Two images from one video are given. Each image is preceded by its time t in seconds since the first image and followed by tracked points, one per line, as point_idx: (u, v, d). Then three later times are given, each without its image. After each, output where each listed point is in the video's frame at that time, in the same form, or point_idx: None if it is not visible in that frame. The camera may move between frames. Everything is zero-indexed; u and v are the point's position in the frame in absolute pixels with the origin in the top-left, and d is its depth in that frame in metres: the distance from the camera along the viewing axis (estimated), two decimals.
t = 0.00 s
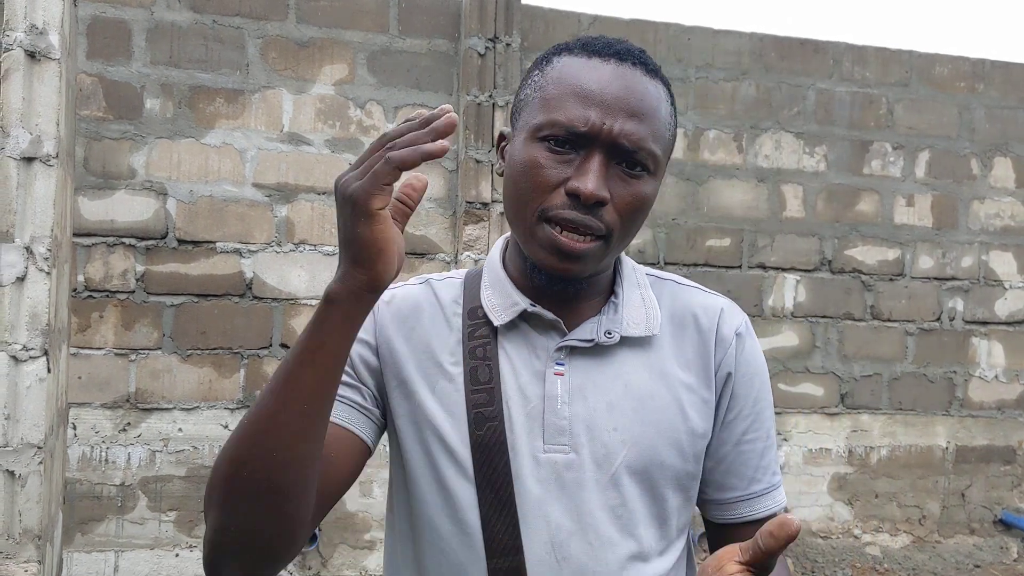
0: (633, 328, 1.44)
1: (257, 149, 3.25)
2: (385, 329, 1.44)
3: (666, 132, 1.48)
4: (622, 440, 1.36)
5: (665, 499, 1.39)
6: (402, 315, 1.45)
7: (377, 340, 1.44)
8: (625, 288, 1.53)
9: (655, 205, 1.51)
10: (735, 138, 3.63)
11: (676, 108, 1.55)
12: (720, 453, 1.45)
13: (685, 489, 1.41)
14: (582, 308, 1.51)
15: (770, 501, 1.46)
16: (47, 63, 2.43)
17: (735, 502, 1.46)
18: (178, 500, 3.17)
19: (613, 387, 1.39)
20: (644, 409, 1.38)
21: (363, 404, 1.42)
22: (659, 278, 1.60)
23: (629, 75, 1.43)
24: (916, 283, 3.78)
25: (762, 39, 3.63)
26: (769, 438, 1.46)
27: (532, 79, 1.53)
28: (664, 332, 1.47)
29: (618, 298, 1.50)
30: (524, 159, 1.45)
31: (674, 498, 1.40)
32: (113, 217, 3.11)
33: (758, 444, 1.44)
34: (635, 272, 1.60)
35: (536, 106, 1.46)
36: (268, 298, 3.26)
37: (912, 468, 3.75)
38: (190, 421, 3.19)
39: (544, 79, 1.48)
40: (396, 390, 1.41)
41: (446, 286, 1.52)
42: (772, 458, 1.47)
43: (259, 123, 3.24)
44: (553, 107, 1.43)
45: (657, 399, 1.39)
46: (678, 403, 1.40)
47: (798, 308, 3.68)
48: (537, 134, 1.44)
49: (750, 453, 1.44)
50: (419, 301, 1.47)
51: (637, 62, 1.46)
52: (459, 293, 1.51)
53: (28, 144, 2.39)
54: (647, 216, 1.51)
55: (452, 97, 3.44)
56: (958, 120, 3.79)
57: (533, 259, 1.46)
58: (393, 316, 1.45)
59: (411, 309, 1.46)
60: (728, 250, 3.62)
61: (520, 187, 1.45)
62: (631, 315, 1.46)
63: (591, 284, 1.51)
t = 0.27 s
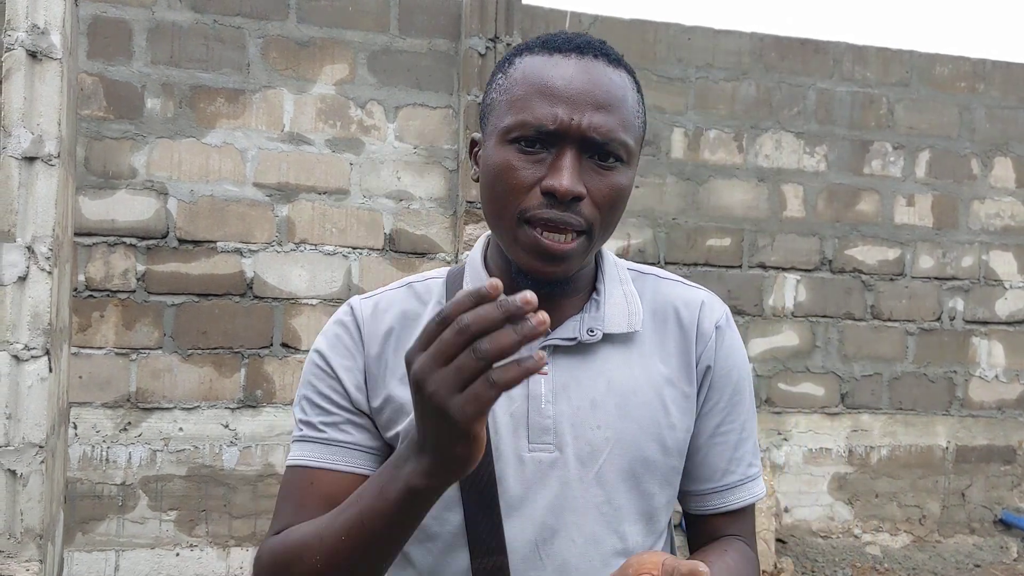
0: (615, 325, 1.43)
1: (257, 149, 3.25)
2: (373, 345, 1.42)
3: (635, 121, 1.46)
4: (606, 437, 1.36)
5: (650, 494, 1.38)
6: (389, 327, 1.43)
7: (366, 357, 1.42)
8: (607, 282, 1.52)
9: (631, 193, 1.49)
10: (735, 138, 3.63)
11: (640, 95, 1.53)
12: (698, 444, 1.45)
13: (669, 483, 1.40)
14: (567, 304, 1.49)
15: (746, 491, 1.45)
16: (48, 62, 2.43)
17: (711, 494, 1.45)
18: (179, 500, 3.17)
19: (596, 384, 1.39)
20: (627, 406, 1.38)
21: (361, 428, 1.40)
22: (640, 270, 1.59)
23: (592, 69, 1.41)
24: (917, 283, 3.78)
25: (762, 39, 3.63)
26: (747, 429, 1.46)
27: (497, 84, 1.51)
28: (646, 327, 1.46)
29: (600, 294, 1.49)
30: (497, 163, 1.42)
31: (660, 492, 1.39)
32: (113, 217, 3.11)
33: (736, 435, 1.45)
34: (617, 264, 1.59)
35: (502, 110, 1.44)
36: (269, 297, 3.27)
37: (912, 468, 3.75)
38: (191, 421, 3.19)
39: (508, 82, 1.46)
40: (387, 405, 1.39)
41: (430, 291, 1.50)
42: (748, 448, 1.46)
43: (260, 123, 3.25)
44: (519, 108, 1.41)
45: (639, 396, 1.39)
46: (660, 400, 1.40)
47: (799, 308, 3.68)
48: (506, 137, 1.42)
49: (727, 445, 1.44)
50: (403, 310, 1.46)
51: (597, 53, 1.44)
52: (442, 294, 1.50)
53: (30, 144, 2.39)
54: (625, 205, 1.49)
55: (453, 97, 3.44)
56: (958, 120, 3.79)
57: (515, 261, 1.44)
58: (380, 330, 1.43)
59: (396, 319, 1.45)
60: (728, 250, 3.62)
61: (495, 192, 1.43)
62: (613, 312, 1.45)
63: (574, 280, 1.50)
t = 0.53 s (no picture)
0: (592, 333, 1.39)
1: (260, 150, 3.26)
2: (354, 362, 1.41)
3: (593, 114, 1.42)
4: (583, 448, 1.34)
5: (629, 500, 1.38)
6: (369, 340, 1.42)
7: (347, 373, 1.42)
8: (585, 286, 1.48)
9: (596, 188, 1.45)
10: (737, 139, 3.63)
11: (603, 89, 1.49)
12: (679, 445, 1.43)
13: (649, 488, 1.39)
14: (542, 312, 1.46)
15: (731, 488, 1.43)
16: (51, 63, 2.43)
17: (693, 491, 1.43)
18: (181, 500, 3.18)
19: (574, 394, 1.36)
20: (605, 415, 1.35)
21: (340, 443, 1.45)
22: (621, 269, 1.56)
23: (539, 64, 1.38)
24: (918, 284, 3.78)
25: (764, 40, 3.63)
26: (729, 425, 1.43)
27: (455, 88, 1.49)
28: (626, 332, 1.43)
29: (578, 299, 1.45)
30: (450, 166, 1.40)
31: (640, 496, 1.38)
32: (116, 218, 3.12)
33: (718, 432, 1.42)
34: (598, 263, 1.55)
35: (455, 112, 1.42)
36: (271, 298, 3.27)
37: (913, 469, 3.76)
38: (193, 421, 3.20)
39: (462, 84, 1.44)
40: (369, 422, 1.40)
41: (410, 298, 1.48)
42: (730, 444, 1.43)
43: (262, 124, 3.25)
44: (470, 110, 1.39)
45: (617, 404, 1.36)
46: (639, 407, 1.37)
47: (800, 309, 3.69)
48: (459, 140, 1.40)
49: (708, 444, 1.42)
50: (384, 320, 1.44)
51: (550, 50, 1.41)
52: (421, 300, 1.48)
53: (33, 145, 2.40)
54: (590, 200, 1.44)
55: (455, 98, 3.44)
56: (960, 122, 3.79)
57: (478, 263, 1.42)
58: (360, 344, 1.42)
59: (376, 330, 1.43)
60: (730, 251, 3.62)
61: (452, 195, 1.41)
62: (591, 318, 1.41)
63: (547, 283, 1.46)
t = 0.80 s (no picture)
0: (565, 328, 1.39)
1: (260, 151, 3.26)
2: (333, 364, 1.41)
3: (557, 113, 1.43)
4: (558, 443, 1.34)
5: (605, 493, 1.37)
6: (347, 343, 1.42)
7: (327, 376, 1.42)
8: (557, 282, 1.47)
9: (563, 186, 1.45)
10: (737, 139, 3.63)
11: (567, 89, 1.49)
12: (655, 440, 1.42)
13: (624, 482, 1.39)
14: (515, 309, 1.46)
15: (707, 481, 1.41)
16: (51, 64, 2.43)
17: (670, 485, 1.42)
18: (181, 501, 3.18)
19: (548, 391, 1.36)
20: (579, 411, 1.35)
21: (322, 446, 1.45)
22: (595, 267, 1.55)
23: (500, 66, 1.39)
24: (918, 285, 3.78)
25: (765, 40, 3.63)
26: (704, 419, 1.42)
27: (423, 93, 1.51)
28: (599, 328, 1.43)
29: (550, 297, 1.44)
30: (419, 169, 1.42)
31: (616, 490, 1.38)
32: (116, 218, 3.12)
33: (692, 425, 1.41)
34: (571, 261, 1.55)
35: (421, 116, 1.44)
36: (271, 298, 3.27)
37: (914, 470, 3.75)
38: (193, 422, 3.20)
39: (427, 89, 1.46)
40: (350, 424, 1.41)
41: (386, 301, 1.48)
42: (705, 437, 1.42)
43: (262, 124, 3.25)
44: (435, 112, 1.40)
45: (592, 400, 1.36)
46: (613, 403, 1.36)
47: (801, 309, 3.68)
48: (425, 142, 1.41)
49: (682, 437, 1.41)
50: (362, 323, 1.45)
51: (511, 51, 1.42)
52: (397, 301, 1.48)
53: (33, 146, 2.40)
54: (557, 198, 1.45)
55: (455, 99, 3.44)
56: (961, 122, 3.79)
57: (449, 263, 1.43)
58: (339, 347, 1.42)
59: (355, 334, 1.43)
60: (731, 251, 3.62)
61: (421, 197, 1.42)
62: (563, 314, 1.41)
63: (518, 282, 1.46)
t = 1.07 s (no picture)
0: (542, 318, 1.40)
1: (260, 150, 3.26)
2: (323, 371, 1.43)
3: (522, 105, 1.46)
4: (544, 433, 1.33)
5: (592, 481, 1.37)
6: (336, 350, 1.44)
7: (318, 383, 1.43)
8: (532, 276, 1.48)
9: (535, 177, 1.48)
10: (737, 139, 3.63)
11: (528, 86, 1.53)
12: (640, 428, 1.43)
13: (610, 471, 1.39)
14: (497, 302, 1.47)
15: (695, 464, 1.42)
16: (51, 63, 2.43)
17: (659, 471, 1.42)
18: (181, 500, 3.18)
19: (532, 382, 1.36)
20: (564, 401, 1.35)
21: (317, 451, 1.46)
22: (572, 261, 1.55)
23: (463, 64, 1.43)
24: (919, 284, 3.78)
25: (765, 40, 3.63)
26: (688, 404, 1.43)
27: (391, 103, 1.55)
28: (580, 318, 1.43)
29: (527, 290, 1.45)
30: (395, 171, 1.44)
31: (602, 480, 1.38)
32: (116, 217, 3.12)
33: (678, 411, 1.41)
34: (548, 258, 1.55)
35: (392, 121, 1.47)
36: (271, 298, 3.27)
37: (914, 470, 3.75)
38: (193, 422, 3.20)
39: (395, 96, 1.49)
40: (342, 428, 1.42)
41: (373, 306, 1.50)
42: (690, 421, 1.42)
43: (262, 124, 3.25)
44: (406, 115, 1.43)
45: (576, 389, 1.35)
46: (597, 393, 1.36)
47: (801, 309, 3.68)
48: (399, 144, 1.43)
49: (668, 422, 1.41)
50: (350, 330, 1.46)
51: (472, 53, 1.46)
52: (383, 308, 1.48)
53: (32, 145, 2.40)
54: (531, 189, 1.47)
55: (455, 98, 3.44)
56: (961, 122, 3.79)
57: (432, 259, 1.44)
58: (328, 355, 1.44)
59: (344, 340, 1.45)
60: (730, 251, 3.62)
61: (400, 198, 1.44)
62: (540, 306, 1.41)
63: (500, 276, 1.48)
